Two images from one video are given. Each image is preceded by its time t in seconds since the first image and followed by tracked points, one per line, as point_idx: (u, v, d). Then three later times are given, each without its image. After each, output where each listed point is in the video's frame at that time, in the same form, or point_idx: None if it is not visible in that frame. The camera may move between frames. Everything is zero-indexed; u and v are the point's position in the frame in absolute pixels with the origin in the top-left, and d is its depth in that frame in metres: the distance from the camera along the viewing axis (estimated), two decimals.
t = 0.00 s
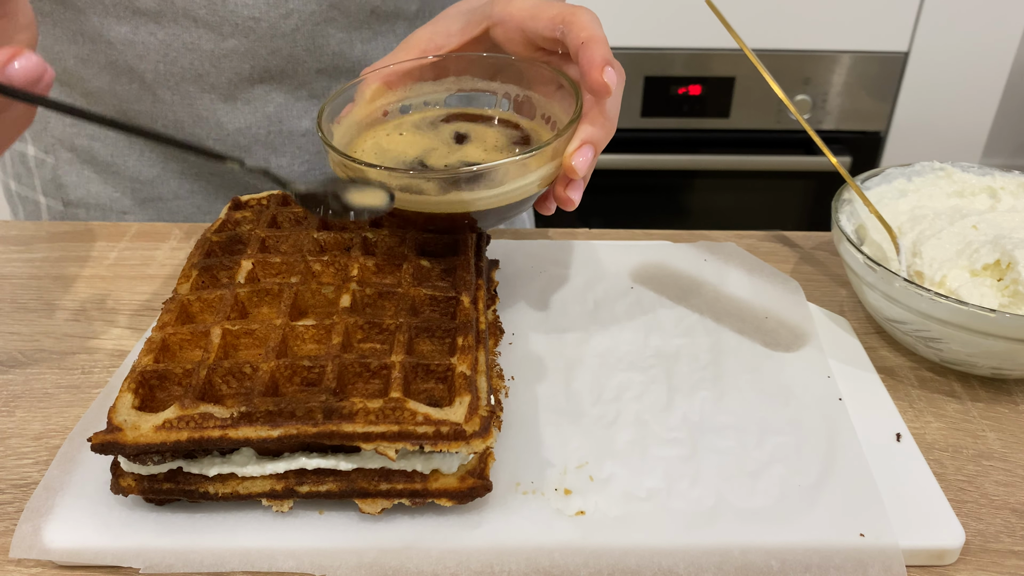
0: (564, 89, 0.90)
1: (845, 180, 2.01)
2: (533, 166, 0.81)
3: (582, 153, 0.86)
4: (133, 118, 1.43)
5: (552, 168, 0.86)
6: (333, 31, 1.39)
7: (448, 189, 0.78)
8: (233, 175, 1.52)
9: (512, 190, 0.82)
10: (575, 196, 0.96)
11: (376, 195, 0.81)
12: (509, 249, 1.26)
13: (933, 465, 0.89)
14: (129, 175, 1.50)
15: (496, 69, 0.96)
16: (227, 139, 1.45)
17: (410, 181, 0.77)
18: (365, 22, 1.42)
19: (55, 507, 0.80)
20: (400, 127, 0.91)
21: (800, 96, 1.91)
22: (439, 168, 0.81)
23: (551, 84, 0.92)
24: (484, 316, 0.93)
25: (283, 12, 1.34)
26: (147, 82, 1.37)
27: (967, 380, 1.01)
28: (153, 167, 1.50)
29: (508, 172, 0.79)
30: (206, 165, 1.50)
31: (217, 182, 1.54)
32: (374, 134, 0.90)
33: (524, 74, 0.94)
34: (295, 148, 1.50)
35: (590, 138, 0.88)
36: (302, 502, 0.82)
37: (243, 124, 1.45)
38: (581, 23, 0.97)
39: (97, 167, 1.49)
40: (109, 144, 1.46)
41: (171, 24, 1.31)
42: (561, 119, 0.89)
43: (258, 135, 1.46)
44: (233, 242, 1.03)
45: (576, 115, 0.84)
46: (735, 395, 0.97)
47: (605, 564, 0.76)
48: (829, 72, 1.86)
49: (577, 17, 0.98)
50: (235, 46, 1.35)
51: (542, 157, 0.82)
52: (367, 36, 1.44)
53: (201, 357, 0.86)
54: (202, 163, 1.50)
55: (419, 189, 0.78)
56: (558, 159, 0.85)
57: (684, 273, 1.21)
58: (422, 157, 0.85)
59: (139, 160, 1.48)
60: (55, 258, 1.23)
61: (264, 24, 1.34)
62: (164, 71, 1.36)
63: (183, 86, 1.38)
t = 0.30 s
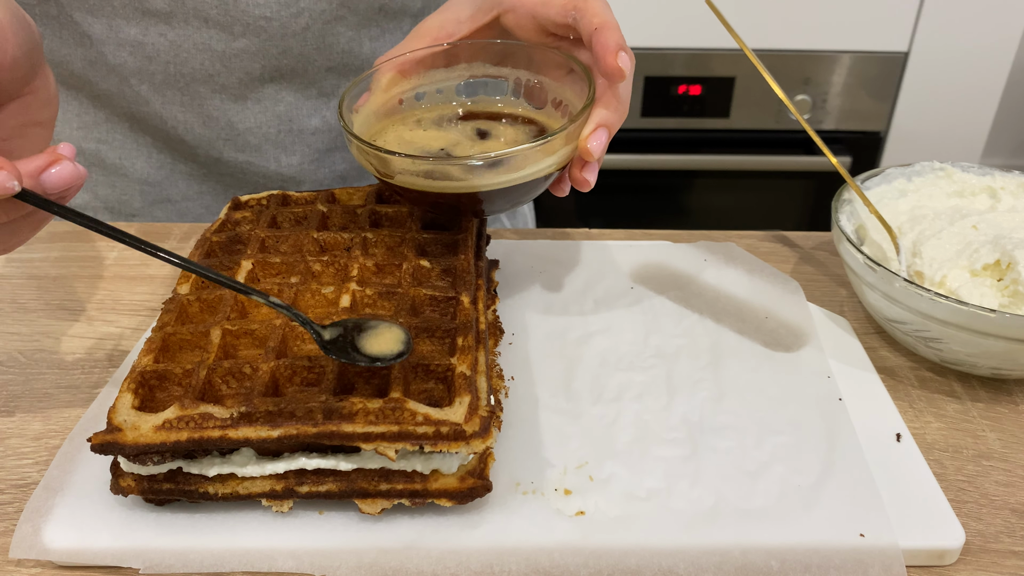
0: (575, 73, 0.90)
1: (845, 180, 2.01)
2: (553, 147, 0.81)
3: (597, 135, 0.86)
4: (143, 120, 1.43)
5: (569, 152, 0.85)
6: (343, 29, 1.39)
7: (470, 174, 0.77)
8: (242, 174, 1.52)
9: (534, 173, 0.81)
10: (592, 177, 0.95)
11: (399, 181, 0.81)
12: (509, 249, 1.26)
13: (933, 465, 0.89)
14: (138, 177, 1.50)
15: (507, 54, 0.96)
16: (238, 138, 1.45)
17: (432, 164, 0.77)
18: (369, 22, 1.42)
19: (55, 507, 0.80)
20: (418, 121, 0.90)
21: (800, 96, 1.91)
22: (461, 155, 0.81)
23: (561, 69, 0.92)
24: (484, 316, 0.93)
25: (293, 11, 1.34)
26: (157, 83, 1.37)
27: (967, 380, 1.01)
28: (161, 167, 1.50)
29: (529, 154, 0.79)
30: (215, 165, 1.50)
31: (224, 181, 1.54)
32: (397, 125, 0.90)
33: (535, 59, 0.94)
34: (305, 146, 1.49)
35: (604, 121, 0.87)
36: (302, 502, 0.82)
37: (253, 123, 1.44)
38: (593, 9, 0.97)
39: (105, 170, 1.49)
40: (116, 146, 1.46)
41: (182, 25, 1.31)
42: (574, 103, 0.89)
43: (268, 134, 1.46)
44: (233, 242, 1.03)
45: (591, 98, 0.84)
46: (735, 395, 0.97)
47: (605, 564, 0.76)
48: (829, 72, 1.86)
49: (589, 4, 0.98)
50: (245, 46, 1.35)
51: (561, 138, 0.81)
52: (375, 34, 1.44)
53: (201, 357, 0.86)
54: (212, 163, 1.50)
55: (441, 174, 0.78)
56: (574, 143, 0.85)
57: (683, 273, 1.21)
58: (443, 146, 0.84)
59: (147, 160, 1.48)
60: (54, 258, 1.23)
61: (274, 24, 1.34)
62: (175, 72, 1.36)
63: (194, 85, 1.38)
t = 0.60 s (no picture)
0: (587, 66, 0.90)
1: (845, 180, 2.01)
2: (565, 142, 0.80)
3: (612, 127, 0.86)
4: (143, 121, 1.43)
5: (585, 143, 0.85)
6: (345, 29, 1.39)
7: (483, 168, 0.77)
8: (244, 175, 1.52)
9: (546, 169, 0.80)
10: (607, 168, 0.95)
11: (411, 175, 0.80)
12: (509, 250, 1.26)
13: (933, 465, 0.89)
14: (139, 178, 1.50)
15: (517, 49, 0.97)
16: (239, 138, 1.45)
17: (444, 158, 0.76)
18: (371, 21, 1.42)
19: (55, 507, 0.80)
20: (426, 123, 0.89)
21: (800, 96, 1.91)
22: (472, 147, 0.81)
23: (572, 62, 0.92)
24: (484, 316, 0.93)
25: (295, 11, 1.34)
26: (158, 84, 1.37)
27: (967, 380, 1.01)
28: (162, 168, 1.50)
29: (542, 149, 0.78)
30: (216, 166, 1.50)
31: (225, 182, 1.54)
32: (405, 125, 0.88)
33: (545, 53, 0.94)
34: (305, 146, 1.49)
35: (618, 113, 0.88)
36: (302, 502, 0.82)
37: (255, 124, 1.44)
38: None
39: (106, 171, 1.49)
40: (117, 146, 1.46)
41: (183, 26, 1.31)
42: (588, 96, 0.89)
43: (269, 135, 1.46)
44: (233, 242, 1.03)
45: (604, 89, 0.84)
46: (735, 395, 0.97)
47: (605, 564, 0.76)
48: (829, 72, 1.87)
49: None
50: (247, 46, 1.35)
51: (574, 132, 0.81)
52: (376, 34, 1.44)
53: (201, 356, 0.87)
54: (213, 163, 1.50)
55: (453, 168, 0.77)
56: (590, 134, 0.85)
57: (683, 273, 1.21)
58: (454, 139, 0.83)
59: (149, 161, 1.49)
60: (54, 258, 1.23)
61: (276, 24, 1.34)
62: (176, 72, 1.36)
63: (195, 86, 1.38)
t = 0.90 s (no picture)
0: (586, 62, 0.90)
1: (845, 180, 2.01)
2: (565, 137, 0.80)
3: (611, 122, 0.86)
4: (144, 121, 1.43)
5: (584, 139, 0.85)
6: (344, 29, 1.39)
7: (483, 164, 0.76)
8: (244, 175, 1.52)
9: (546, 164, 0.80)
10: (607, 165, 0.95)
11: (409, 172, 0.80)
12: (510, 250, 1.26)
13: (933, 465, 0.89)
14: (139, 179, 1.49)
15: (515, 47, 0.97)
16: (239, 139, 1.45)
17: (443, 154, 0.76)
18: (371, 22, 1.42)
19: (55, 507, 0.80)
20: (424, 113, 0.89)
21: (801, 96, 1.91)
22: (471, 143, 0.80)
23: (572, 59, 0.92)
24: (484, 316, 0.93)
25: (294, 11, 1.34)
26: (158, 84, 1.37)
27: (967, 380, 1.01)
28: (162, 168, 1.50)
29: (541, 143, 0.78)
30: (215, 166, 1.50)
31: (224, 181, 1.54)
32: (403, 117, 0.88)
33: (544, 51, 0.95)
34: (304, 146, 1.49)
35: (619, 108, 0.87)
36: (302, 502, 0.82)
37: (255, 124, 1.44)
38: None
39: (105, 171, 1.48)
40: (116, 146, 1.45)
41: (183, 26, 1.31)
42: (586, 91, 0.89)
43: (269, 135, 1.46)
44: (233, 243, 1.03)
45: (604, 84, 0.84)
46: (735, 395, 0.97)
47: (605, 564, 0.76)
48: (829, 71, 1.86)
49: None
50: (247, 46, 1.35)
51: (573, 127, 0.80)
52: (376, 34, 1.44)
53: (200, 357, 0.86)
54: (213, 163, 1.50)
55: (453, 164, 0.77)
56: (587, 131, 0.84)
57: (683, 272, 1.21)
58: (453, 136, 0.83)
59: (149, 161, 1.48)
60: (54, 258, 1.23)
61: (275, 24, 1.34)
62: (176, 72, 1.36)
63: (196, 86, 1.38)
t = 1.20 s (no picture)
0: (574, 63, 0.90)
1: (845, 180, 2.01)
2: (552, 135, 0.80)
3: (595, 122, 0.85)
4: (138, 119, 1.42)
5: (569, 138, 0.85)
6: (337, 28, 1.40)
7: (471, 162, 0.76)
8: (238, 173, 1.52)
9: (534, 162, 0.80)
10: (591, 164, 0.95)
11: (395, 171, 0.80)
12: (510, 250, 1.26)
13: (933, 465, 0.89)
14: (133, 176, 1.49)
15: (503, 47, 0.97)
16: (232, 137, 1.45)
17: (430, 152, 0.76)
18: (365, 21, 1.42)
19: (55, 507, 0.80)
20: (411, 109, 0.89)
21: (800, 96, 1.91)
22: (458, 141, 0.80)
23: (560, 59, 0.92)
24: (484, 316, 0.93)
25: (288, 10, 1.34)
26: (152, 82, 1.37)
27: (967, 380, 1.01)
28: (157, 166, 1.49)
29: (528, 141, 0.78)
30: (210, 164, 1.50)
31: (221, 180, 1.54)
32: (389, 115, 0.88)
33: (533, 51, 0.95)
34: (298, 145, 1.49)
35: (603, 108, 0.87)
36: (302, 502, 0.82)
37: (248, 122, 1.45)
38: None
39: (100, 168, 1.47)
40: (111, 143, 1.45)
41: (176, 24, 1.31)
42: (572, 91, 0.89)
43: (263, 133, 1.46)
44: (233, 243, 1.03)
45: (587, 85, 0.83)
46: (735, 395, 0.97)
47: (605, 564, 0.76)
48: (829, 72, 1.86)
49: None
50: (240, 45, 1.35)
51: (559, 126, 0.80)
52: (370, 34, 1.45)
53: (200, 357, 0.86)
54: (207, 162, 1.50)
55: (440, 162, 0.77)
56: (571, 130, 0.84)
57: (683, 273, 1.21)
58: (440, 134, 0.83)
59: (143, 159, 1.48)
60: (54, 258, 1.23)
61: (268, 23, 1.34)
62: (169, 71, 1.36)
63: (189, 85, 1.38)
